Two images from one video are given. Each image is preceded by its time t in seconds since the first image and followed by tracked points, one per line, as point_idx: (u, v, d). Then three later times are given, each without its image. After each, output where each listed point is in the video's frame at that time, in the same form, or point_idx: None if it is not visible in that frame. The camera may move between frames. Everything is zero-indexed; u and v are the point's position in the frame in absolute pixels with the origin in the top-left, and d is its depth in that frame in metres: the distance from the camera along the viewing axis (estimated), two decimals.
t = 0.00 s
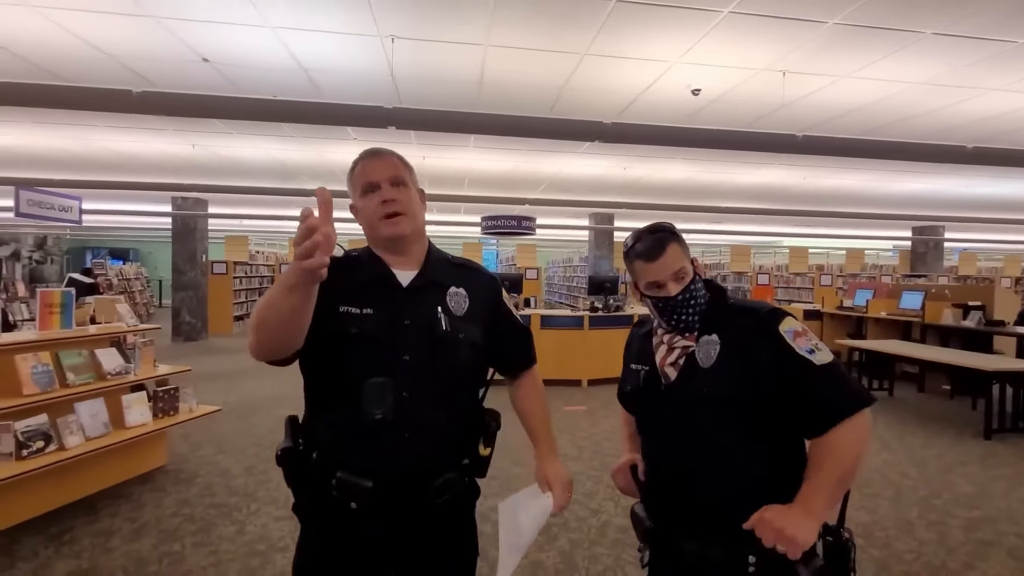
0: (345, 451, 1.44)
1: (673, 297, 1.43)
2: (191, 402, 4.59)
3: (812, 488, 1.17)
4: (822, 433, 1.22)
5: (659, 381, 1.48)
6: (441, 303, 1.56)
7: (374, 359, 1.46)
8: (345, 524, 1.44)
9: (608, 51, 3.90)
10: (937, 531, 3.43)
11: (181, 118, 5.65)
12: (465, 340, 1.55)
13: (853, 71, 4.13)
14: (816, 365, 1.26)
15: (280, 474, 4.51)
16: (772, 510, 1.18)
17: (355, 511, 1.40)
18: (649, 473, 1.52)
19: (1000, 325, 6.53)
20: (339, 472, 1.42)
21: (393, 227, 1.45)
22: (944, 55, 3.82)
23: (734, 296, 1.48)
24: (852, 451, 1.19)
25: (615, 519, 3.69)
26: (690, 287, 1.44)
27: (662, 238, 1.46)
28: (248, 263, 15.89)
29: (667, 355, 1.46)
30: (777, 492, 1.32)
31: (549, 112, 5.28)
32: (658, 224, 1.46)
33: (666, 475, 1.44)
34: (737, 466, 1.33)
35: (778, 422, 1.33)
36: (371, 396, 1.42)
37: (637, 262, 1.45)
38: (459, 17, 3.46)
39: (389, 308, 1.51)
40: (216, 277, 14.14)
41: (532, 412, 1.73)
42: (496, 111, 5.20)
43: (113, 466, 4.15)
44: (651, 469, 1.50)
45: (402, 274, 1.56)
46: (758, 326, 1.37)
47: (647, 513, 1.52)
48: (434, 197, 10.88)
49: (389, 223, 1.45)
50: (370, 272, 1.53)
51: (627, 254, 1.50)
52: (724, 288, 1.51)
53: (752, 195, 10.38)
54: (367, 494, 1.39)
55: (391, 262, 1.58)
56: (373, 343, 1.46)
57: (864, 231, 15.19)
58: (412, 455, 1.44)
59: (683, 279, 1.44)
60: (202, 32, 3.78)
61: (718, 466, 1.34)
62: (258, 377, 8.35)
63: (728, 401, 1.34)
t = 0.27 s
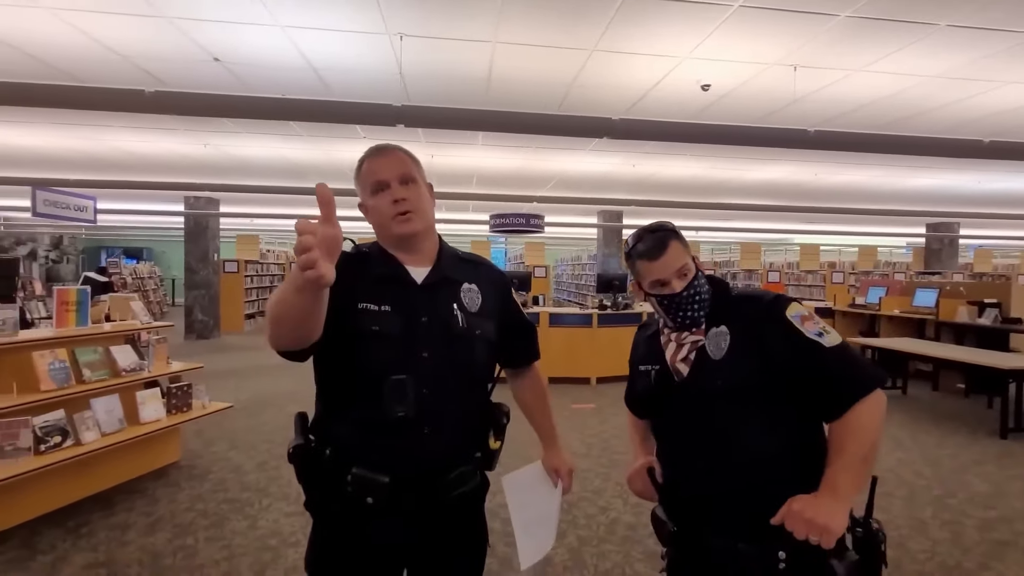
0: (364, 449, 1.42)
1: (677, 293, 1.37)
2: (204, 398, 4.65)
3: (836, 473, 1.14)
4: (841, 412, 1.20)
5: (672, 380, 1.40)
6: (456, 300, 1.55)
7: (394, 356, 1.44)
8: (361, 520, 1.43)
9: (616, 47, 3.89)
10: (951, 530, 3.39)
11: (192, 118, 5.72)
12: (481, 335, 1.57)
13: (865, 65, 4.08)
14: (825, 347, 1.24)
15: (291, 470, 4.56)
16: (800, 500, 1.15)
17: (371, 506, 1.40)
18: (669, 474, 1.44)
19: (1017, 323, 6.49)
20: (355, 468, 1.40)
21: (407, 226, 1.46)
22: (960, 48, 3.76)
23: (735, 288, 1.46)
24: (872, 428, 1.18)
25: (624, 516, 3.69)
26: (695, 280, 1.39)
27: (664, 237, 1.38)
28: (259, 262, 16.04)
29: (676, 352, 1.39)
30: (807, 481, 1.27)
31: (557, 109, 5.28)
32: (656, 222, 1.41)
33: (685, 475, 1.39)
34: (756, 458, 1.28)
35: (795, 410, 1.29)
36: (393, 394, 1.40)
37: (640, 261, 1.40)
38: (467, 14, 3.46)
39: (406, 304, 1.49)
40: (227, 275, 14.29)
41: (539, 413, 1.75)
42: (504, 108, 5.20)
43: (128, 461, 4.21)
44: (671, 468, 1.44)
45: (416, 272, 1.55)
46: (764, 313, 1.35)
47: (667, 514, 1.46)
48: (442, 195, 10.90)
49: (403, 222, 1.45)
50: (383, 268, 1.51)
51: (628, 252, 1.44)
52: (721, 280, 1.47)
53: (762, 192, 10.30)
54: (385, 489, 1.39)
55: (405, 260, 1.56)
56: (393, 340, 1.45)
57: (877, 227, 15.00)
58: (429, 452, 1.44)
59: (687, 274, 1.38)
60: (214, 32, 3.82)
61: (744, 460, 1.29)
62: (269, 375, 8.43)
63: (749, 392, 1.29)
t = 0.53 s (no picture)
0: (376, 443, 1.40)
1: (716, 278, 1.31)
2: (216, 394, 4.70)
3: (861, 486, 1.06)
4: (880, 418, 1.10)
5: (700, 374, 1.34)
6: (467, 296, 1.55)
7: (408, 354, 1.43)
8: (374, 515, 1.41)
9: (625, 42, 3.86)
10: (967, 531, 3.34)
11: (203, 116, 5.77)
12: (493, 332, 1.56)
13: (880, 58, 4.01)
14: (865, 350, 1.15)
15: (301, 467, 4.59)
16: (823, 524, 1.08)
17: (387, 501, 1.38)
18: (691, 469, 1.38)
19: None
20: (369, 464, 1.39)
21: (419, 227, 1.44)
22: (976, 40, 3.70)
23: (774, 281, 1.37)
24: (907, 439, 1.08)
25: (634, 514, 3.67)
26: (735, 268, 1.32)
27: (703, 219, 1.32)
28: (270, 261, 16.17)
29: (706, 344, 1.33)
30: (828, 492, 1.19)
31: (566, 105, 5.26)
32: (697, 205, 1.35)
33: (705, 473, 1.33)
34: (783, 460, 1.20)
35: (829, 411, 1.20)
36: (409, 392, 1.39)
37: (676, 243, 1.34)
38: (476, 10, 3.46)
39: (418, 301, 1.48)
40: (239, 274, 14.42)
41: (545, 400, 1.77)
42: (512, 105, 5.19)
43: (142, 456, 4.26)
44: (693, 464, 1.37)
45: (427, 268, 1.54)
46: (801, 308, 1.25)
47: (691, 521, 1.41)
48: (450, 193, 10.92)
49: (417, 222, 1.43)
50: (395, 264, 1.50)
51: (663, 234, 1.39)
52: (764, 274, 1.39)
53: (773, 188, 10.19)
54: (399, 483, 1.38)
55: (414, 254, 1.54)
56: (406, 338, 1.43)
57: (890, 224, 14.80)
58: (443, 447, 1.43)
59: (726, 260, 1.33)
60: (223, 30, 3.85)
61: (766, 456, 1.21)
62: (280, 372, 8.51)
63: (775, 386, 1.21)
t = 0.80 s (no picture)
0: (383, 444, 1.38)
1: (780, 261, 1.24)
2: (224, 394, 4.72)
3: (881, 522, 0.92)
4: (912, 447, 0.98)
5: (744, 367, 1.25)
6: (474, 296, 1.53)
7: (415, 356, 1.41)
8: (381, 515, 1.40)
9: (632, 37, 3.83)
10: (984, 529, 3.28)
11: (210, 117, 5.79)
12: (501, 331, 1.54)
13: (891, 49, 3.95)
14: (929, 375, 1.00)
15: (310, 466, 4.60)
16: (834, 553, 0.93)
17: (394, 501, 1.37)
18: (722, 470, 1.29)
19: None
20: (376, 464, 1.37)
21: (425, 232, 1.42)
22: (990, 30, 3.63)
23: (847, 280, 1.24)
24: (939, 481, 0.94)
25: (643, 513, 3.64)
26: (805, 255, 1.25)
27: (784, 196, 1.23)
28: (277, 261, 16.25)
29: (757, 336, 1.24)
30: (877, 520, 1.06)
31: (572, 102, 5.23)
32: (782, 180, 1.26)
33: (739, 475, 1.23)
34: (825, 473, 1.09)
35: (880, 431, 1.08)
36: (417, 394, 1.37)
37: (749, 215, 1.27)
38: (481, 7, 3.44)
39: (424, 302, 1.47)
40: (247, 275, 14.51)
41: (557, 396, 1.75)
42: (518, 102, 5.17)
43: (152, 456, 4.29)
44: (724, 464, 1.28)
45: (432, 268, 1.53)
46: (874, 313, 1.12)
47: (723, 531, 1.29)
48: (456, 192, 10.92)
49: (422, 227, 1.41)
50: (399, 265, 1.48)
51: (737, 204, 1.30)
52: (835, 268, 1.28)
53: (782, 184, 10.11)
54: (407, 484, 1.36)
55: (418, 254, 1.52)
56: (414, 340, 1.41)
57: (901, 219, 14.64)
58: (450, 447, 1.41)
59: (796, 244, 1.26)
60: (229, 31, 3.85)
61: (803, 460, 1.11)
62: (288, 372, 8.55)
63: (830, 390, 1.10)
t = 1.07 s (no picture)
0: (382, 442, 1.36)
1: (852, 242, 1.13)
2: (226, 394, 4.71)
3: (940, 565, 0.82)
4: (979, 477, 0.86)
5: (795, 361, 1.16)
6: (474, 292, 1.49)
7: (414, 353, 1.38)
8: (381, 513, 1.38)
9: (635, 32, 3.80)
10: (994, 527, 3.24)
11: (211, 116, 5.79)
12: (502, 327, 1.50)
13: (897, 43, 3.91)
14: (1014, 406, 0.86)
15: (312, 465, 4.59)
16: None
17: (394, 499, 1.35)
18: (755, 465, 1.25)
19: None
20: (375, 461, 1.35)
21: (421, 227, 1.38)
22: (997, 22, 3.59)
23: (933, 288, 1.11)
24: (1006, 525, 0.83)
25: (647, 512, 3.61)
26: (883, 240, 1.12)
27: (871, 172, 1.12)
28: (280, 261, 16.27)
29: (816, 330, 1.14)
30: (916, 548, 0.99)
31: (574, 98, 5.21)
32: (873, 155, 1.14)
33: (772, 474, 1.19)
34: (879, 487, 1.01)
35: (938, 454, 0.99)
36: (414, 393, 1.35)
37: (825, 185, 1.16)
38: (483, 2, 3.41)
39: (423, 298, 1.44)
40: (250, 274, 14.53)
41: (561, 395, 1.72)
42: (521, 98, 5.14)
43: (154, 456, 4.28)
44: (757, 459, 1.24)
45: (432, 263, 1.49)
46: (959, 326, 0.98)
47: (754, 539, 1.25)
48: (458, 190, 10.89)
49: (417, 221, 1.38)
50: (397, 260, 1.45)
51: (815, 175, 1.19)
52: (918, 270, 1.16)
53: (785, 180, 10.05)
54: (407, 483, 1.34)
55: (418, 250, 1.49)
56: (412, 337, 1.39)
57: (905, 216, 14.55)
58: (450, 446, 1.39)
59: (874, 228, 1.14)
60: (230, 29, 3.84)
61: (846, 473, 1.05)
62: (291, 371, 8.54)
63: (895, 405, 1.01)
